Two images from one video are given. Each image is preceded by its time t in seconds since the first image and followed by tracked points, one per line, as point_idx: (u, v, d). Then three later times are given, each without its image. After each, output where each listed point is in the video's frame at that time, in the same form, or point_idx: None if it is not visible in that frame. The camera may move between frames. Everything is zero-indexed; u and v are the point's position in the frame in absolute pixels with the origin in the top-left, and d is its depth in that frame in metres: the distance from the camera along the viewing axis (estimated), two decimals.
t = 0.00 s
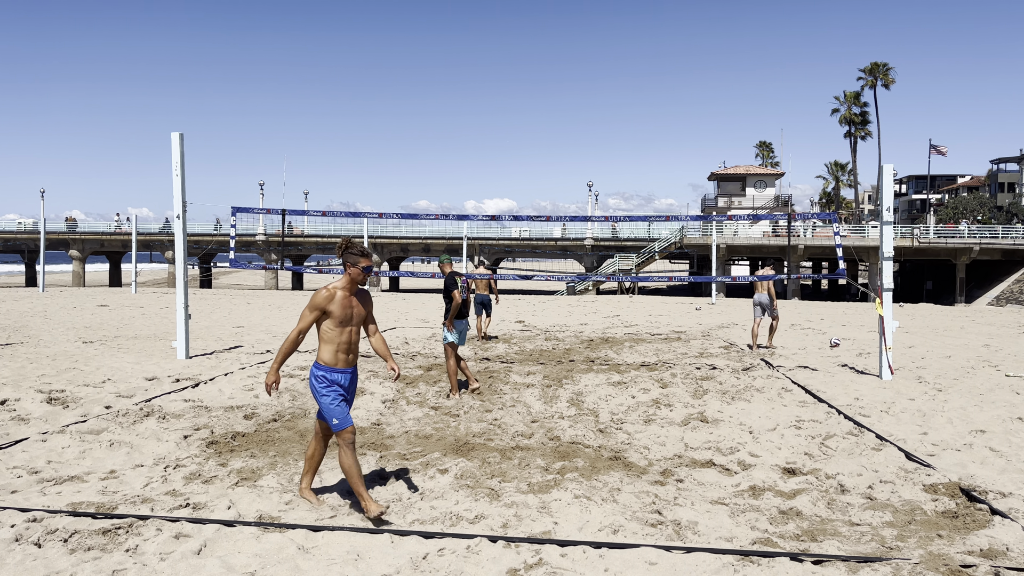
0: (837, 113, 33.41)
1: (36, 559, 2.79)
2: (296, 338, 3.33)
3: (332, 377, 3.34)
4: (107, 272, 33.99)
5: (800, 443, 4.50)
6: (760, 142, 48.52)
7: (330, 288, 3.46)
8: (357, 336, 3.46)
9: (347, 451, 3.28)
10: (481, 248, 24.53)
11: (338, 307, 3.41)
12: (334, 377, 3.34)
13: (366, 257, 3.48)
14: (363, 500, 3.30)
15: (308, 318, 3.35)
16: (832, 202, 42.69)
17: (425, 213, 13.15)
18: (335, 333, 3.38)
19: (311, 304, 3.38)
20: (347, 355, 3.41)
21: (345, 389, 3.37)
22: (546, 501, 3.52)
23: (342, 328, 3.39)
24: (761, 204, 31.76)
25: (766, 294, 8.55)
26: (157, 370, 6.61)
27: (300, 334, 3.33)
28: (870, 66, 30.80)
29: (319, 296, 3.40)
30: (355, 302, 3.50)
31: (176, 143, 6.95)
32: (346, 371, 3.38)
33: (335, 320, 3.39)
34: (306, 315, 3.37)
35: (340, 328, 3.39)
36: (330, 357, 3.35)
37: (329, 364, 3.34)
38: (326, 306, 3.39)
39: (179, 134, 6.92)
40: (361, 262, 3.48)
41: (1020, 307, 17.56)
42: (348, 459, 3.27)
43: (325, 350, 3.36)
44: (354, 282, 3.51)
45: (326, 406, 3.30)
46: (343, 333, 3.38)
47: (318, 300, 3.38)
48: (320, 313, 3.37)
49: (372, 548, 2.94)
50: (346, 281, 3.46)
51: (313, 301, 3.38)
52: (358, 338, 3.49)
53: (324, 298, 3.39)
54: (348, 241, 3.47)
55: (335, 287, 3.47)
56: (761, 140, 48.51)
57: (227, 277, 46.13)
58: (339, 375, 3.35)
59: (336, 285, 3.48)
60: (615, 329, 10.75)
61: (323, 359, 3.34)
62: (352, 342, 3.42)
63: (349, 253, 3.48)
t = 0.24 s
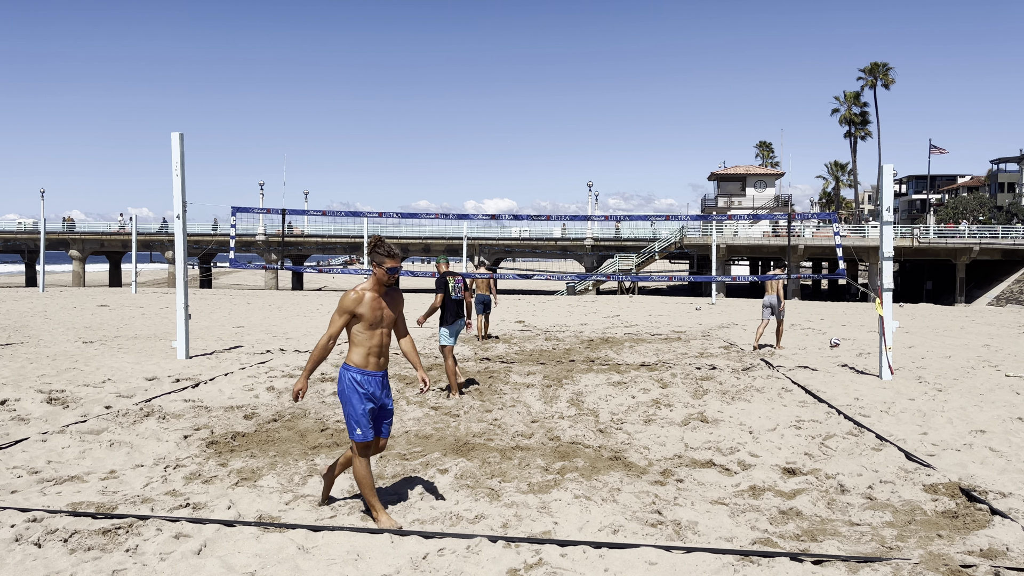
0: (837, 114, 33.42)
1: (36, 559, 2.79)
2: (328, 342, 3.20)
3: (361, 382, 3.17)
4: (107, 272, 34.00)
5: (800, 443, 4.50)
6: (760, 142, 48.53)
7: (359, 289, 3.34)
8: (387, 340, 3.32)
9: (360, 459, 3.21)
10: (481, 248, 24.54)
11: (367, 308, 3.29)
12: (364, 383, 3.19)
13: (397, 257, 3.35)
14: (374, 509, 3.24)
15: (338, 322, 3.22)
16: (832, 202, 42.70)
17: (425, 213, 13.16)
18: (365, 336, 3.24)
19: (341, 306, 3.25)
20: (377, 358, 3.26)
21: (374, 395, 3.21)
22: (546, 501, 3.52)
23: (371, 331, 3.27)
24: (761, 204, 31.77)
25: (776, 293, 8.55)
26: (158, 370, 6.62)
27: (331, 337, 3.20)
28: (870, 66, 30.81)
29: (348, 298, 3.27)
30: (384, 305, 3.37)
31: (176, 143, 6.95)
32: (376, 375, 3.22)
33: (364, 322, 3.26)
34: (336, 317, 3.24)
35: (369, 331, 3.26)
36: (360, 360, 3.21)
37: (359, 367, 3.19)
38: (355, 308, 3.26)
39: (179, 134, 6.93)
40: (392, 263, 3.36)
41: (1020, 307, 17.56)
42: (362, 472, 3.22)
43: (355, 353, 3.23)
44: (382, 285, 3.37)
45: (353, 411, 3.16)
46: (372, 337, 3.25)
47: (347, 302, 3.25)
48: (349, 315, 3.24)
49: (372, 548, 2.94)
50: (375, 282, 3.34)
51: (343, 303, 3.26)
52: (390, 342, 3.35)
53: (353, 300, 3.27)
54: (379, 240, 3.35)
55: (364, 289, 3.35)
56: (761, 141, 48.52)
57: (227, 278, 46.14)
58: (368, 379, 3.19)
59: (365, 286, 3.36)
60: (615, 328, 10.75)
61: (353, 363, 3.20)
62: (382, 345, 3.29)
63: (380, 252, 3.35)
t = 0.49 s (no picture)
0: (837, 114, 33.42)
1: (36, 559, 2.79)
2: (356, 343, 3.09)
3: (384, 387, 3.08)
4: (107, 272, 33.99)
5: (800, 443, 4.50)
6: (760, 142, 48.52)
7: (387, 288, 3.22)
8: (415, 342, 3.20)
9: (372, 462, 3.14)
10: (481, 248, 24.54)
11: (394, 309, 3.16)
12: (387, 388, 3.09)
13: (427, 256, 3.21)
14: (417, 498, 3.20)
15: (363, 323, 3.12)
16: (832, 202, 42.70)
17: (424, 214, 13.16)
18: (391, 338, 3.14)
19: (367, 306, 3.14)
20: (402, 361, 3.15)
21: (397, 400, 3.09)
22: (546, 501, 3.52)
23: (398, 333, 3.15)
24: (761, 204, 31.77)
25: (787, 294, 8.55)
26: (157, 370, 6.62)
27: (361, 339, 3.07)
28: (870, 66, 30.81)
29: (374, 297, 3.15)
30: (414, 306, 3.24)
31: (175, 143, 6.94)
32: (400, 380, 3.12)
33: (390, 323, 3.15)
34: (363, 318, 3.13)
35: (396, 333, 3.15)
36: (384, 364, 3.12)
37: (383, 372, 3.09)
38: (382, 309, 3.14)
39: (179, 134, 6.92)
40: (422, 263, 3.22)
41: (1020, 307, 17.55)
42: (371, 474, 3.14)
43: (380, 356, 3.14)
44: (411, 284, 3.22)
45: (375, 416, 3.07)
46: (398, 340, 3.13)
47: (375, 302, 3.14)
48: (376, 316, 3.12)
49: (372, 548, 2.94)
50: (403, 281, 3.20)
51: (370, 302, 3.14)
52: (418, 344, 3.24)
53: (380, 300, 3.15)
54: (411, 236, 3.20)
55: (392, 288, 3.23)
56: (761, 141, 48.51)
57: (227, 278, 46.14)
58: (391, 385, 3.10)
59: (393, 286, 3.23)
60: (615, 329, 10.75)
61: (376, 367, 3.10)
62: (408, 348, 3.17)
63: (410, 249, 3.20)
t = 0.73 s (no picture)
0: (837, 113, 33.40)
1: (36, 559, 2.79)
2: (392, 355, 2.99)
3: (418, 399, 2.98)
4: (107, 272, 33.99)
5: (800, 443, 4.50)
6: (761, 142, 48.50)
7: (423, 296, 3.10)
8: (451, 352, 3.09)
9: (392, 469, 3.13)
10: (481, 248, 24.54)
11: (431, 318, 3.05)
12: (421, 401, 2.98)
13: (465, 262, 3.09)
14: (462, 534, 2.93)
15: (399, 331, 3.01)
16: (832, 202, 42.68)
17: (425, 214, 13.16)
18: (428, 349, 3.02)
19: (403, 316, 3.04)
20: (439, 372, 3.03)
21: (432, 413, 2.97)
22: (546, 501, 3.52)
23: (436, 344, 3.03)
24: (761, 204, 31.76)
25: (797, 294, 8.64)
26: (157, 370, 6.61)
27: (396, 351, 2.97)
28: (870, 66, 30.80)
29: (410, 307, 3.04)
30: (450, 314, 3.12)
31: (176, 144, 6.94)
32: (436, 393, 3.00)
33: (428, 333, 3.03)
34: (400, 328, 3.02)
35: (433, 344, 3.03)
36: (418, 376, 3.01)
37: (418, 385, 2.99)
38: (419, 318, 3.03)
39: (179, 134, 6.92)
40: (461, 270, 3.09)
41: (1020, 307, 17.55)
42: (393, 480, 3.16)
43: (415, 367, 3.03)
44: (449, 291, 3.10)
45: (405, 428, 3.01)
46: (435, 349, 3.02)
47: (411, 311, 3.03)
48: (413, 326, 3.02)
49: (372, 548, 2.94)
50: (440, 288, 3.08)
51: (406, 311, 3.04)
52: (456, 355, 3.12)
53: (416, 308, 3.03)
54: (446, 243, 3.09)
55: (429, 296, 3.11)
56: (762, 141, 48.49)
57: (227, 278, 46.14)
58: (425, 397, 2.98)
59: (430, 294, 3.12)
60: (616, 329, 10.74)
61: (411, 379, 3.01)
62: (445, 360, 3.05)
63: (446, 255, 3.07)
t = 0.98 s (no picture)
0: (837, 114, 33.41)
1: (36, 559, 2.79)
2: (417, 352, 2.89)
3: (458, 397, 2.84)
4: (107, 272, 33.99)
5: (800, 443, 4.50)
6: (761, 142, 48.50)
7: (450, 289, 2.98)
8: (485, 346, 2.96)
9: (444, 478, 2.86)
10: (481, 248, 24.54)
11: (460, 312, 2.93)
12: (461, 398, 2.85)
13: (495, 252, 2.95)
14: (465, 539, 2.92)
15: (428, 327, 2.89)
16: (832, 202, 42.69)
17: (425, 214, 13.16)
18: (461, 344, 2.89)
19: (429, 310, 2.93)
20: (475, 369, 2.90)
21: (474, 412, 2.86)
22: (546, 501, 3.52)
23: (467, 338, 2.91)
24: (761, 204, 31.77)
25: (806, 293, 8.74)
26: (157, 370, 6.62)
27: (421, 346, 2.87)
28: (870, 66, 30.81)
29: (436, 300, 2.93)
30: (481, 306, 3.00)
31: (176, 144, 6.93)
32: (476, 390, 2.88)
33: (458, 326, 2.91)
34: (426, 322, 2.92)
35: (465, 338, 2.90)
36: (456, 372, 2.86)
37: (455, 381, 2.86)
38: (447, 311, 2.92)
39: (179, 134, 6.92)
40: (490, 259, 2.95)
41: (1020, 307, 17.55)
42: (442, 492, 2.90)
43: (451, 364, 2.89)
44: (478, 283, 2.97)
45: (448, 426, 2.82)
46: (469, 344, 2.89)
47: (437, 305, 2.92)
48: (441, 320, 2.91)
49: (372, 548, 2.94)
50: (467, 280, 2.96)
51: (432, 305, 2.93)
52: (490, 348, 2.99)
53: (443, 302, 2.92)
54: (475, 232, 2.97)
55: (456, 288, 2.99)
56: (762, 140, 48.49)
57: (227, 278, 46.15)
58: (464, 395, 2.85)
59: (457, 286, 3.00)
60: (616, 329, 10.75)
61: (447, 376, 2.87)
62: (481, 354, 2.92)
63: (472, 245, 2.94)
